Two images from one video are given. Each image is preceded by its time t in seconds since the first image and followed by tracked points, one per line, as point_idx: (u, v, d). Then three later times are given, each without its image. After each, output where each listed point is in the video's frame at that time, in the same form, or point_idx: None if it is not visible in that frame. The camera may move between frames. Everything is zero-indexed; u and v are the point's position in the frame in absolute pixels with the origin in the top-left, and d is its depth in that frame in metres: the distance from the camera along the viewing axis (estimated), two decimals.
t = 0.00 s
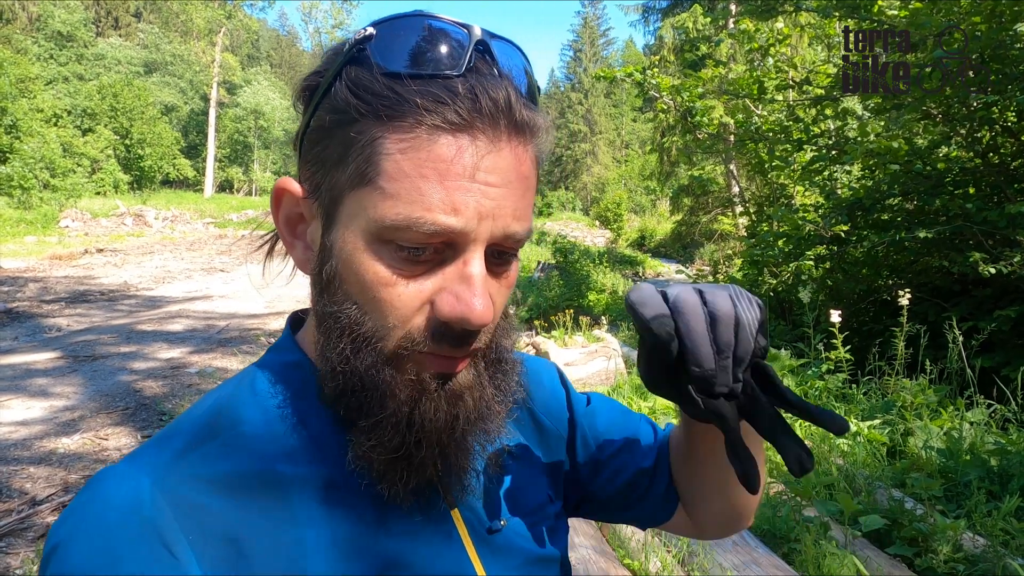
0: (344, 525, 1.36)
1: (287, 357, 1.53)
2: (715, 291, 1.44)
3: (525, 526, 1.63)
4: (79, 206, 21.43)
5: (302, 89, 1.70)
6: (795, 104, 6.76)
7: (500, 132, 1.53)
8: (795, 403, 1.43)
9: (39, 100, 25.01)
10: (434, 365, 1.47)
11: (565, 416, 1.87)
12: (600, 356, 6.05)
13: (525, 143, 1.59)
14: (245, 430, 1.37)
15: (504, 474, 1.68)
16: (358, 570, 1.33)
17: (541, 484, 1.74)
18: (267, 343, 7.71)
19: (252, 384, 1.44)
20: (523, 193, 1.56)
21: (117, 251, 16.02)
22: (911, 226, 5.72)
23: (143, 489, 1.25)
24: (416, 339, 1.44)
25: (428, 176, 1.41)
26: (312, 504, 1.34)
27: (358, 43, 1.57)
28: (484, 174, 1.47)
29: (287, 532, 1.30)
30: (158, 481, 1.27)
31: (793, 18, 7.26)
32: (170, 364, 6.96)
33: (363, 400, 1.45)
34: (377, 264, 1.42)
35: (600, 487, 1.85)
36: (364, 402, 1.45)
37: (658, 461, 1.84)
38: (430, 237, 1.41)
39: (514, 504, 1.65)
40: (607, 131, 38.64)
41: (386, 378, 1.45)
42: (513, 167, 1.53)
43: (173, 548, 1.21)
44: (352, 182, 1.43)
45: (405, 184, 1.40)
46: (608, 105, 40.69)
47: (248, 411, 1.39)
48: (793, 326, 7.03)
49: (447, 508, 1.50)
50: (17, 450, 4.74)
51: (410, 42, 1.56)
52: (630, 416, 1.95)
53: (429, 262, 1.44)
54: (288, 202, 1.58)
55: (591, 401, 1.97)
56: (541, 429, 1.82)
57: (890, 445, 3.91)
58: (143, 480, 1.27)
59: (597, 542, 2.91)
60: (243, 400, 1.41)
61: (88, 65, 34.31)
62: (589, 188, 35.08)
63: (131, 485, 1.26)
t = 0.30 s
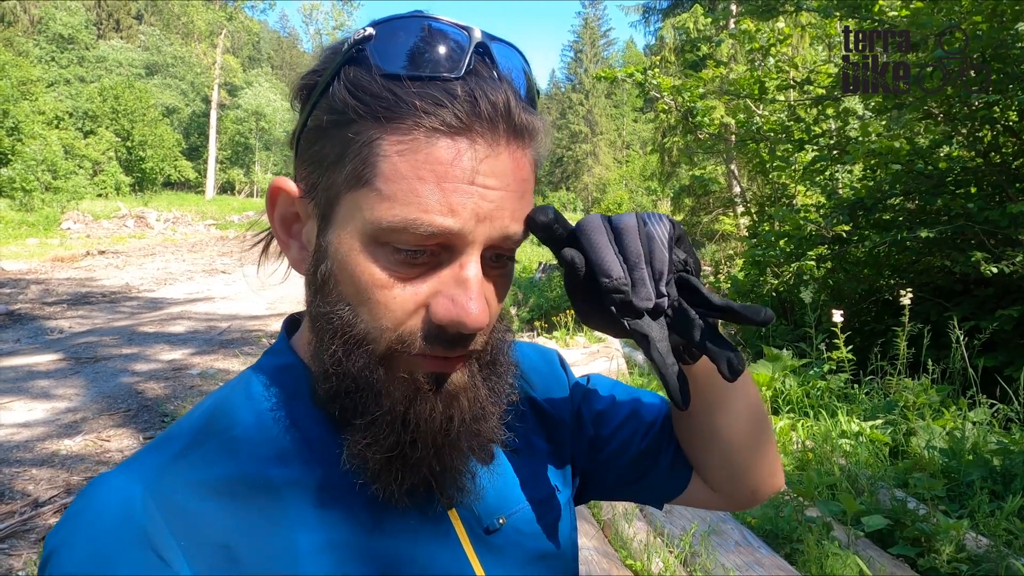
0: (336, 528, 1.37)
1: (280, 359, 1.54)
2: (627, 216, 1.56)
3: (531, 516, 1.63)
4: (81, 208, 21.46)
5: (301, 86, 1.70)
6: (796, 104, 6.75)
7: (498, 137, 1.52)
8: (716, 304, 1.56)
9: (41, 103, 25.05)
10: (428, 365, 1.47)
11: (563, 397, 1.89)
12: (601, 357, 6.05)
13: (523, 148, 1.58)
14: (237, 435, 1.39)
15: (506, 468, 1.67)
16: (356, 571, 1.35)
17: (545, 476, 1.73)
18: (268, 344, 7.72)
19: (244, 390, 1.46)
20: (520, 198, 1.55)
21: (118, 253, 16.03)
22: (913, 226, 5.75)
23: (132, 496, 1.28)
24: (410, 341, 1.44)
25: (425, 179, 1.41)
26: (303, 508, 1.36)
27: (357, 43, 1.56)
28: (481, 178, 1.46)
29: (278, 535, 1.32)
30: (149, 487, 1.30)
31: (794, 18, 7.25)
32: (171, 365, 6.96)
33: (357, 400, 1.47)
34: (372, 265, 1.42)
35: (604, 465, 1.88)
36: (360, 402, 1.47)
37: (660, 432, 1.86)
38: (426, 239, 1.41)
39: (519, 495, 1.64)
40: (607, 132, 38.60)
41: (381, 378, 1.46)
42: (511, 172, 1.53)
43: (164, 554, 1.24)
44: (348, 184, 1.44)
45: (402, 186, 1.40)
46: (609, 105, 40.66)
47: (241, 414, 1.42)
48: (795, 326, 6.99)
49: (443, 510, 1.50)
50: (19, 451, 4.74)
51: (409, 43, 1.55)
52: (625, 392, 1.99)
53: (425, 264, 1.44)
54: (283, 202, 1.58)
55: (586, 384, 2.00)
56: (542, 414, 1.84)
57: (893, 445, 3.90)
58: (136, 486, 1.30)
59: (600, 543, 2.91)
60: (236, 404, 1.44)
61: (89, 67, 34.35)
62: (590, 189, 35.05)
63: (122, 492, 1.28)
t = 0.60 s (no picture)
0: (326, 531, 1.37)
1: (272, 361, 1.55)
2: (583, 186, 1.76)
3: (526, 519, 1.63)
4: (79, 209, 21.44)
5: (292, 87, 1.70)
6: (795, 104, 6.71)
7: (483, 140, 1.52)
8: (650, 256, 1.72)
9: (39, 104, 25.04)
10: (417, 369, 1.46)
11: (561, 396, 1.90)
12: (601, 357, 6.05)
13: (509, 150, 1.58)
14: (227, 438, 1.40)
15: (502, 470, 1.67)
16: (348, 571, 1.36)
17: (543, 477, 1.73)
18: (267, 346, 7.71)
19: (235, 394, 1.46)
20: (505, 201, 1.54)
21: (117, 254, 16.02)
22: (912, 226, 5.77)
23: (122, 499, 1.29)
24: (394, 344, 1.43)
25: (408, 182, 1.42)
26: (292, 511, 1.37)
27: (342, 44, 1.55)
28: (465, 181, 1.46)
29: (267, 538, 1.33)
30: (139, 490, 1.30)
31: (793, 18, 7.26)
32: (170, 366, 6.96)
33: (343, 402, 1.47)
34: (358, 267, 1.42)
35: (604, 461, 1.88)
36: (345, 405, 1.46)
37: (654, 424, 1.87)
38: (410, 242, 1.41)
39: (515, 497, 1.64)
40: (607, 132, 38.60)
41: (367, 380, 1.45)
42: (496, 174, 1.52)
43: (151, 557, 1.24)
44: (333, 186, 1.44)
45: (385, 189, 1.41)
46: (608, 106, 40.66)
47: (232, 418, 1.42)
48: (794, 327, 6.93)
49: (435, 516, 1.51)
50: (18, 453, 4.74)
51: (397, 44, 1.54)
52: (623, 386, 1.98)
53: (410, 267, 1.44)
54: (272, 203, 1.58)
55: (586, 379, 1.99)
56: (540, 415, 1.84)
57: (892, 445, 3.90)
58: (126, 489, 1.30)
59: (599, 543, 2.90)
60: (227, 406, 1.44)
61: (88, 68, 34.34)
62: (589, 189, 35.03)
63: (111, 496, 1.28)
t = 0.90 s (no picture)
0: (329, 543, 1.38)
1: (273, 372, 1.52)
2: (572, 198, 1.87)
3: (527, 526, 1.65)
4: (83, 215, 21.53)
5: (300, 100, 1.69)
6: (798, 110, 6.74)
7: (496, 158, 1.53)
8: (625, 278, 1.83)
9: (44, 111, 25.19)
10: (427, 380, 1.47)
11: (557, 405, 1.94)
12: (604, 363, 6.06)
13: (519, 168, 1.60)
14: (230, 450, 1.40)
15: (503, 478, 1.70)
16: None
17: (543, 485, 1.76)
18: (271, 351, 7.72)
19: (237, 405, 1.46)
20: (514, 218, 1.56)
21: (121, 259, 16.09)
22: (915, 231, 5.73)
23: (126, 511, 1.28)
24: (405, 356, 1.43)
25: (422, 198, 1.43)
26: (296, 523, 1.37)
27: (358, 61, 1.55)
28: (478, 197, 1.47)
29: (270, 550, 1.33)
30: (142, 502, 1.30)
31: (795, 23, 7.29)
32: (174, 372, 6.97)
33: (350, 414, 1.46)
34: (370, 279, 1.42)
35: (601, 467, 1.92)
36: (353, 417, 1.46)
37: (646, 429, 1.94)
38: (423, 255, 1.42)
39: (516, 504, 1.67)
40: (609, 137, 38.65)
41: (375, 393, 1.45)
42: (507, 192, 1.54)
43: (154, 569, 1.23)
44: (346, 199, 1.44)
45: (400, 205, 1.41)
46: (610, 111, 40.75)
47: (235, 430, 1.42)
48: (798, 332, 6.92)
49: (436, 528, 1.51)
50: (22, 459, 4.75)
51: (411, 61, 1.55)
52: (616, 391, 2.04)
53: (421, 280, 1.45)
54: (280, 215, 1.57)
55: (580, 388, 2.05)
56: (539, 423, 1.88)
57: (896, 451, 3.89)
58: (128, 502, 1.29)
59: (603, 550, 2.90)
60: (230, 418, 1.44)
61: (92, 74, 34.55)
62: (592, 194, 35.05)
63: (114, 508, 1.28)
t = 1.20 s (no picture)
0: (334, 545, 1.38)
1: (277, 375, 1.51)
2: (563, 217, 1.90)
3: (525, 529, 1.66)
4: (88, 215, 21.58)
5: (311, 103, 1.68)
6: (801, 112, 6.72)
7: (511, 163, 1.54)
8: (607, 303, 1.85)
9: (50, 110, 25.28)
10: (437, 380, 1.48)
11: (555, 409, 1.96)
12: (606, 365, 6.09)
13: (531, 174, 1.61)
14: (232, 453, 1.40)
15: (502, 481, 1.71)
16: None
17: (539, 489, 1.77)
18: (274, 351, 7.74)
19: (239, 406, 1.46)
20: (526, 224, 1.58)
21: (125, 259, 16.15)
22: (919, 232, 5.76)
23: (129, 515, 1.27)
24: (417, 358, 1.44)
25: (440, 201, 1.44)
26: (301, 526, 1.37)
27: (375, 65, 1.55)
28: (494, 201, 1.49)
29: (276, 552, 1.33)
30: (146, 505, 1.29)
31: (798, 25, 7.29)
32: (178, 372, 6.99)
33: (360, 415, 1.45)
34: (385, 280, 1.42)
35: (595, 471, 1.95)
36: (363, 418, 1.45)
37: (638, 434, 1.98)
38: (439, 258, 1.43)
39: (514, 507, 1.68)
40: (613, 138, 38.61)
41: (385, 394, 1.45)
42: (520, 199, 1.55)
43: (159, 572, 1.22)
44: (363, 201, 1.44)
45: (419, 208, 1.42)
46: (614, 112, 40.73)
47: (237, 433, 1.42)
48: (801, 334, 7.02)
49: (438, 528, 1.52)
50: (27, 457, 4.77)
51: (427, 68, 1.55)
52: (609, 397, 2.08)
53: (434, 282, 1.45)
54: (290, 215, 1.55)
55: (574, 393, 2.07)
56: (535, 426, 1.89)
57: (899, 454, 3.88)
58: (130, 506, 1.29)
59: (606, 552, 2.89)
60: (234, 421, 1.44)
61: (97, 74, 34.69)
62: (595, 195, 35.03)
63: (117, 511, 1.27)
